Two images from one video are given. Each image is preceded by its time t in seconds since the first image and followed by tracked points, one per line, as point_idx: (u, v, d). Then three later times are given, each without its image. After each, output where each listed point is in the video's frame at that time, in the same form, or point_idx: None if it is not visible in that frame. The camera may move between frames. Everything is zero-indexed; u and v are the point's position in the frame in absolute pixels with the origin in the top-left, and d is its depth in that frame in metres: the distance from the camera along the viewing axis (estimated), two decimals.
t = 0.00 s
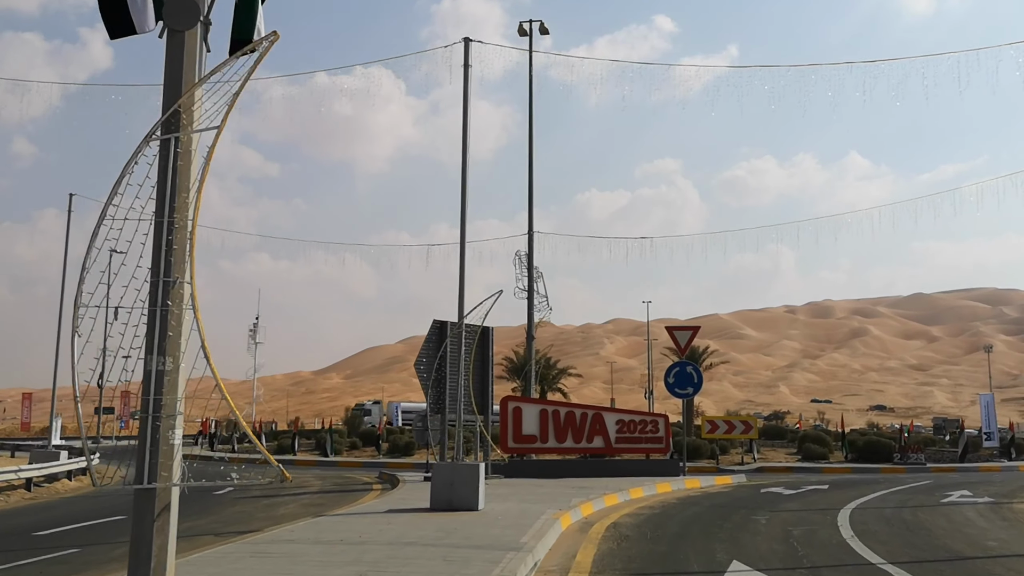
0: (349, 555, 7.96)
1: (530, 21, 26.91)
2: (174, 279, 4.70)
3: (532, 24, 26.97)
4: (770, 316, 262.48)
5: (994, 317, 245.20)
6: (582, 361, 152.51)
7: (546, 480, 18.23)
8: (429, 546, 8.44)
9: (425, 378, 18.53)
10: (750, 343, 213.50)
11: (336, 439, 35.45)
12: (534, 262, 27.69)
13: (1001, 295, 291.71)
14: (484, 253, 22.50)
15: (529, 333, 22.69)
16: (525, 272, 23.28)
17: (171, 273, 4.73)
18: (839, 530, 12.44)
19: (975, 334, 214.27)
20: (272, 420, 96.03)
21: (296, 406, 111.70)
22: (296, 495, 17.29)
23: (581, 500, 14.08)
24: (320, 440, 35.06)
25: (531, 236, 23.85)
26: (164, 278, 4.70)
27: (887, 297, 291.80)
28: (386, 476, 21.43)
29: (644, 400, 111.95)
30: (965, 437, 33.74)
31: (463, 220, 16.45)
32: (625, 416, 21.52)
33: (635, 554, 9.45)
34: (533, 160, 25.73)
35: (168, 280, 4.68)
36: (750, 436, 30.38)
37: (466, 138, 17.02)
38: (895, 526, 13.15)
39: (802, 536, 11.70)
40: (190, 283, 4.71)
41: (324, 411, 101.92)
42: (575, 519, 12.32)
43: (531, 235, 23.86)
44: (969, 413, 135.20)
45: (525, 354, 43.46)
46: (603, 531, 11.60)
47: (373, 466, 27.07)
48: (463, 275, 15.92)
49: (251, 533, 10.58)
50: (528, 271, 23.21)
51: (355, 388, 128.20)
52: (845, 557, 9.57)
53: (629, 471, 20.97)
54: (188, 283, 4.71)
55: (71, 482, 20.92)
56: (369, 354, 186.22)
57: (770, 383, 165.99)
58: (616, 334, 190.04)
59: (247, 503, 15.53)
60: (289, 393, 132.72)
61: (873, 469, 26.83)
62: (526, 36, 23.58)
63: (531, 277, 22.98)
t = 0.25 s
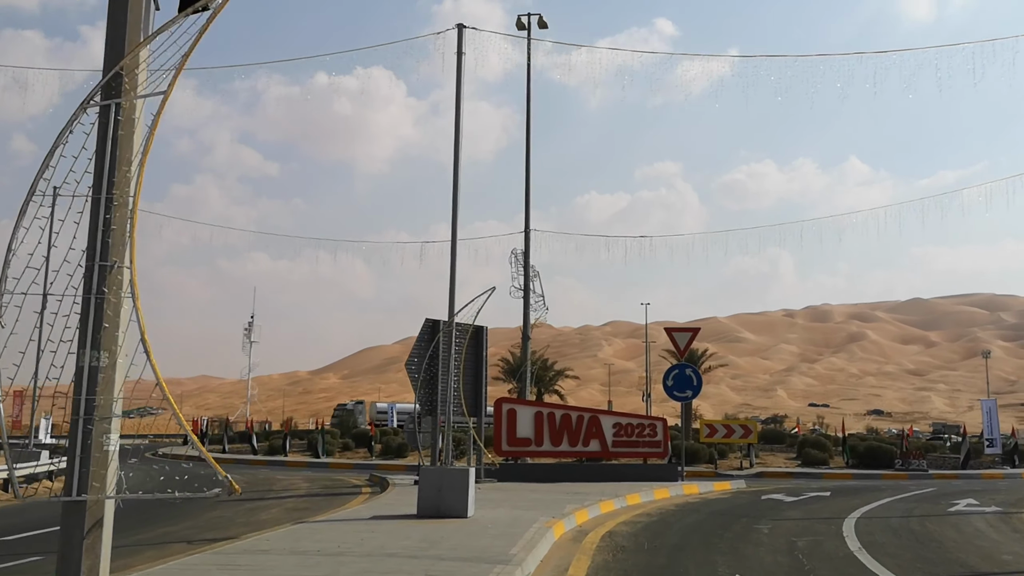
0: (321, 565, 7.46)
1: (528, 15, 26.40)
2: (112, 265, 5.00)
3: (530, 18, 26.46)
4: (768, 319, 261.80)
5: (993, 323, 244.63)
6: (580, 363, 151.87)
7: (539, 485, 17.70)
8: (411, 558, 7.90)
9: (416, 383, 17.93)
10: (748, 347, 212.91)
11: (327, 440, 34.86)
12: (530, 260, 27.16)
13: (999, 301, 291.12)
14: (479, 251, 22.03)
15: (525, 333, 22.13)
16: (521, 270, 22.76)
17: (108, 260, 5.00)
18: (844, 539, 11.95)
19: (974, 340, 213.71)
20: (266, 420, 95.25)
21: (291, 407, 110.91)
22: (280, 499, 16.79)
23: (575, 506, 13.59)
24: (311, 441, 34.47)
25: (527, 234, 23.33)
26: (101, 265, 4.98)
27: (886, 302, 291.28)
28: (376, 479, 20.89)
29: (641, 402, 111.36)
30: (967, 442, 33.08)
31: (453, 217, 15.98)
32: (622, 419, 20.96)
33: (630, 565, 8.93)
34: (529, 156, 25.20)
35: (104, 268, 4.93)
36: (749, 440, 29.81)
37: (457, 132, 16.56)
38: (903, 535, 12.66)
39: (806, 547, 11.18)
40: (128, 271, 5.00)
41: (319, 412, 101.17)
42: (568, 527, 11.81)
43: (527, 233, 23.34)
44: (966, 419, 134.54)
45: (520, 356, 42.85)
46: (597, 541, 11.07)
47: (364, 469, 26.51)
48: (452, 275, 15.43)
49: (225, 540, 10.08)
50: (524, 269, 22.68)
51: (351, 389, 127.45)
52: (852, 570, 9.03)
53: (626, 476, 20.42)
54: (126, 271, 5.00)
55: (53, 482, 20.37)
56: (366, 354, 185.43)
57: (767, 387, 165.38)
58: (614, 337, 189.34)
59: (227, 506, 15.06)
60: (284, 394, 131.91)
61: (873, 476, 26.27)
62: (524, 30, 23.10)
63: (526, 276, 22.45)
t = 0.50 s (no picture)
0: None
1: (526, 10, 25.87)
2: (19, 238, 6.01)
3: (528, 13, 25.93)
4: (767, 326, 261.17)
5: (991, 332, 244.13)
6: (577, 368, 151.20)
7: (530, 493, 17.05)
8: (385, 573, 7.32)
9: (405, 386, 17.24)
10: (745, 354, 212.34)
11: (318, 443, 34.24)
12: (527, 262, 26.55)
13: (997, 310, 290.70)
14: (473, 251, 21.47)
15: (520, 335, 21.53)
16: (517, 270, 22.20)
17: (15, 233, 6.01)
18: (852, 555, 11.30)
19: (972, 349, 213.16)
20: (261, 421, 94.51)
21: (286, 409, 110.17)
22: (261, 504, 16.18)
23: (567, 515, 12.96)
24: (302, 444, 33.86)
25: (522, 233, 22.76)
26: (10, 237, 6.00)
27: (884, 310, 290.74)
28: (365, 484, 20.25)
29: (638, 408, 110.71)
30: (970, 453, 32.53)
31: (442, 213, 15.40)
32: (618, 425, 20.35)
33: None
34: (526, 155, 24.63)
35: (12, 240, 5.96)
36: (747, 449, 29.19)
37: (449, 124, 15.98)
38: (914, 551, 12.01)
39: (812, 562, 10.55)
40: (34, 242, 6.02)
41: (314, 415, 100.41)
42: (560, 539, 11.19)
43: (523, 232, 22.77)
44: (963, 428, 133.97)
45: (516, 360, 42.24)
46: (590, 554, 10.45)
47: (354, 473, 25.83)
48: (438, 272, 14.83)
49: (192, 550, 9.47)
50: (519, 270, 22.11)
51: (347, 392, 126.74)
52: None
53: (622, 484, 19.79)
54: (32, 242, 6.02)
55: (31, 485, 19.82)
56: (363, 357, 184.67)
57: (764, 394, 164.77)
58: (611, 342, 188.72)
59: (204, 512, 14.47)
60: (280, 396, 131.20)
61: (875, 486, 25.64)
62: (523, 24, 22.56)
63: (521, 276, 21.87)
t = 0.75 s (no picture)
0: None
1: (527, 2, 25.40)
2: None
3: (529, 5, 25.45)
4: (766, 331, 260.59)
5: (990, 339, 243.65)
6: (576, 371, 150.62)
7: (526, 496, 16.54)
8: None
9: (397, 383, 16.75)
10: (745, 358, 211.80)
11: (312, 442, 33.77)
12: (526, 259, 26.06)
13: (997, 318, 290.28)
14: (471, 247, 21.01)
15: (517, 334, 21.03)
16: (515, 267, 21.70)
17: None
18: (861, 566, 10.80)
19: (971, 356, 212.63)
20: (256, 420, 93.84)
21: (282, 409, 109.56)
22: (247, 504, 15.68)
23: (563, 520, 12.46)
24: (296, 443, 33.38)
25: (521, 229, 22.25)
26: None
27: (883, 316, 290.23)
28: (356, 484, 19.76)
29: (637, 411, 110.16)
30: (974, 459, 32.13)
31: (435, 205, 14.90)
32: (616, 427, 19.85)
33: None
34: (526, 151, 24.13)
35: None
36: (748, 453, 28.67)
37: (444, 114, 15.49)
38: (926, 562, 11.51)
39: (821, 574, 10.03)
40: None
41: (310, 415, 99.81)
42: (554, 545, 10.68)
43: (521, 228, 22.27)
44: (962, 435, 133.49)
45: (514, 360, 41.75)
46: (587, 562, 9.94)
47: (347, 473, 25.31)
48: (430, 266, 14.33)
49: (166, 553, 8.99)
50: (517, 267, 21.62)
51: (345, 392, 126.13)
52: None
53: (621, 487, 19.26)
54: None
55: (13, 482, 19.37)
56: (361, 357, 183.99)
57: (763, 399, 164.26)
58: (611, 345, 188.13)
59: (187, 512, 13.96)
60: (277, 395, 130.58)
61: (878, 493, 25.15)
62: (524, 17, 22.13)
63: (520, 273, 21.38)
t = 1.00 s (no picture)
0: None
1: None
2: None
3: None
4: (764, 330, 260.15)
5: (987, 339, 243.51)
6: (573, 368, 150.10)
7: (517, 495, 15.95)
8: None
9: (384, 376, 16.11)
10: (742, 357, 211.38)
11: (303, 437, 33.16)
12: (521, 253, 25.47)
13: (994, 318, 290.36)
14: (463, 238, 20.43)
15: (511, 328, 20.44)
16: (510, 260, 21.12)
17: None
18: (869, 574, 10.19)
19: (968, 356, 212.38)
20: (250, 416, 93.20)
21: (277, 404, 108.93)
22: (227, 502, 15.08)
23: (555, 522, 11.88)
24: (286, 439, 32.78)
25: (516, 220, 21.68)
26: None
27: (881, 316, 289.93)
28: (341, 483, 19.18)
29: (634, 409, 109.70)
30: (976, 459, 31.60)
31: (424, 192, 14.36)
32: (613, 425, 19.27)
33: None
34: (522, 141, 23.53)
35: None
36: (747, 452, 28.11)
37: (433, 98, 14.88)
38: (936, 570, 10.91)
39: None
40: None
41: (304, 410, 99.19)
42: (544, 550, 10.10)
43: (517, 220, 21.70)
44: (958, 435, 133.17)
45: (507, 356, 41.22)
46: (578, 568, 9.34)
47: (336, 470, 24.72)
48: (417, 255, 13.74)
49: (128, 556, 8.41)
50: (512, 259, 21.01)
51: (341, 388, 125.46)
52: None
53: (616, 487, 18.68)
54: None
55: None
56: (358, 353, 183.26)
57: (760, 397, 163.91)
58: (608, 343, 187.67)
59: (161, 510, 13.37)
60: (273, 391, 129.97)
61: (879, 493, 24.59)
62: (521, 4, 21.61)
63: (514, 266, 20.82)
